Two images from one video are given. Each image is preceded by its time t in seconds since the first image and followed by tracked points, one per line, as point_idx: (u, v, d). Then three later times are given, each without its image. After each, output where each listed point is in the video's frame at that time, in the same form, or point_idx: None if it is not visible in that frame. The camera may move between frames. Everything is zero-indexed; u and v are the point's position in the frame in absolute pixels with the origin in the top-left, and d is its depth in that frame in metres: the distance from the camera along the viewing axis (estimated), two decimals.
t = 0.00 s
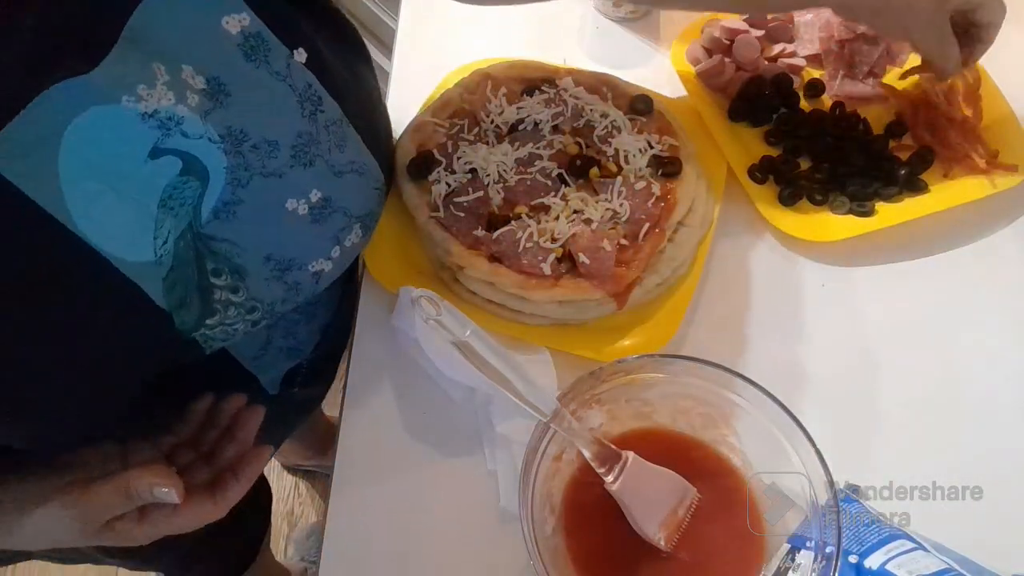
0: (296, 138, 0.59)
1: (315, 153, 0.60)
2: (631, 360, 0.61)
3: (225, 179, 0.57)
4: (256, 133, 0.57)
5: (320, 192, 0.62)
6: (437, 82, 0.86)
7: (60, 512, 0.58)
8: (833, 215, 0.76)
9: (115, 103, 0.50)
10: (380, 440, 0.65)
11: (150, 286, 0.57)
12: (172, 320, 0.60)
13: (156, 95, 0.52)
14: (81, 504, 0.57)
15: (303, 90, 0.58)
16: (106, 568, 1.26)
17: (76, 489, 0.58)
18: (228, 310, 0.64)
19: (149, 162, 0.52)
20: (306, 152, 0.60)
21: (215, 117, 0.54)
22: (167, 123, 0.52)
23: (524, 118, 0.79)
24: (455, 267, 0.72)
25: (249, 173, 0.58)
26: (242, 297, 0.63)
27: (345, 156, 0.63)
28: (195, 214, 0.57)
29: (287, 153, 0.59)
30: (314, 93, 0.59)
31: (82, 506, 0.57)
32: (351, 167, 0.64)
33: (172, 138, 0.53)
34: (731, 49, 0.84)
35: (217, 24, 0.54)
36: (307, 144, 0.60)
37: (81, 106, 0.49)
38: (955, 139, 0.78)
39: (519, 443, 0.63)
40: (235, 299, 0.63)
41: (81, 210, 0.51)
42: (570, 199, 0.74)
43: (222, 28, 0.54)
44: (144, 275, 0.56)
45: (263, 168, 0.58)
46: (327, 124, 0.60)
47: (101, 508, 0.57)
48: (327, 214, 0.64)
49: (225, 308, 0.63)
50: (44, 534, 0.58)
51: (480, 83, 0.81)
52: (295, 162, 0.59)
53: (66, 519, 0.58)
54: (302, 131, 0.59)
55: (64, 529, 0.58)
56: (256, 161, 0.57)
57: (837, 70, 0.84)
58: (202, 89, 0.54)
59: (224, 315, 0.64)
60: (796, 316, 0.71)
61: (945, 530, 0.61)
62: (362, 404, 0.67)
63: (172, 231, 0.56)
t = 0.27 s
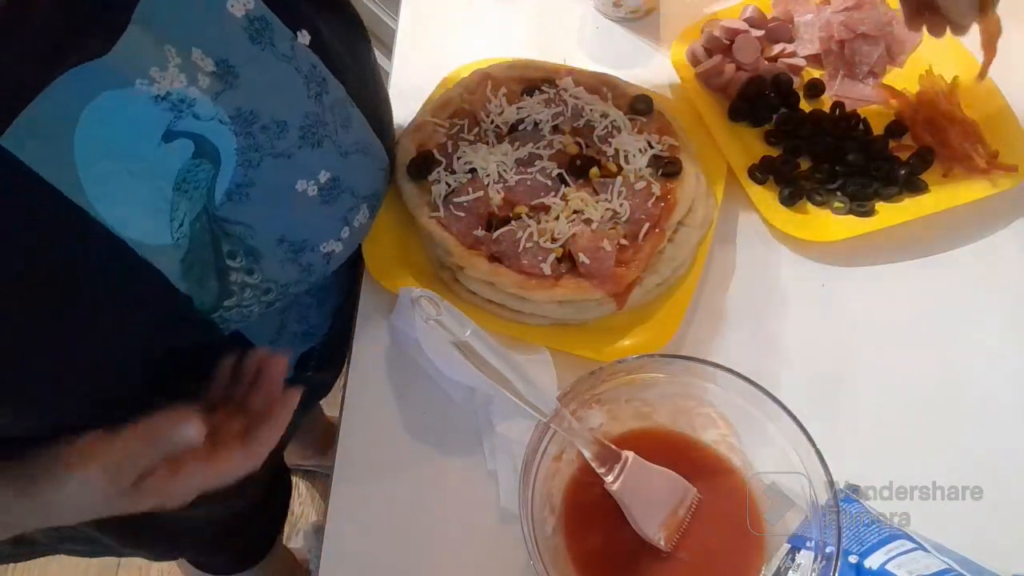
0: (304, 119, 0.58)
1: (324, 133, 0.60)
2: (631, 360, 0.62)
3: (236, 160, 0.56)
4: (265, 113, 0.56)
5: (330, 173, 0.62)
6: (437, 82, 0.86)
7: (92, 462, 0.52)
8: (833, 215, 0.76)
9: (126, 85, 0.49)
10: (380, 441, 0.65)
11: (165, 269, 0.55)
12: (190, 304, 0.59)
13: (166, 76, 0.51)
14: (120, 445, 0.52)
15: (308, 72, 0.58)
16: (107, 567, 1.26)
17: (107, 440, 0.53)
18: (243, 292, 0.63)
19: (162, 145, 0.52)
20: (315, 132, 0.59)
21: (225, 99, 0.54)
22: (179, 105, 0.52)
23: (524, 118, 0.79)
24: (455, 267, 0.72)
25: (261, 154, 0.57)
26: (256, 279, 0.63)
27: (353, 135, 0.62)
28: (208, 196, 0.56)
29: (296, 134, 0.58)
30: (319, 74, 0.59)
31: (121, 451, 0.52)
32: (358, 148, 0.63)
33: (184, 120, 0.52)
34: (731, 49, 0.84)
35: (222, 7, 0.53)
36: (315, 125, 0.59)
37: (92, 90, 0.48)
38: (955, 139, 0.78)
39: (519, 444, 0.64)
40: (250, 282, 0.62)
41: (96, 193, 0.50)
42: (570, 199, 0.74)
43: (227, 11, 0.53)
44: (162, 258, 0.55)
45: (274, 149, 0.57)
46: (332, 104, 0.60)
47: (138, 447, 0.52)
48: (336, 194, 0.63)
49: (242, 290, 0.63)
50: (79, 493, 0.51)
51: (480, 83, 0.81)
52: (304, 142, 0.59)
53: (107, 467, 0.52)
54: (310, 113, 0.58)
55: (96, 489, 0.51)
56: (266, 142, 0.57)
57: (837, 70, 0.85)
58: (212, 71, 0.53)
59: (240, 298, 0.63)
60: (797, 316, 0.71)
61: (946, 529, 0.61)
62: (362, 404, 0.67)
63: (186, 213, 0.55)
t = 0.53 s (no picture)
0: (298, 69, 0.58)
1: (317, 82, 0.60)
2: (631, 360, 0.62)
3: (243, 117, 0.55)
4: (262, 71, 0.56)
5: (330, 122, 0.62)
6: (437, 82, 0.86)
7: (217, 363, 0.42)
8: (833, 215, 0.76)
9: (125, 54, 0.48)
10: (381, 440, 0.65)
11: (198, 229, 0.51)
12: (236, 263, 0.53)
13: (163, 40, 0.50)
14: (249, 313, 0.42)
15: (296, 24, 0.58)
16: (106, 568, 1.25)
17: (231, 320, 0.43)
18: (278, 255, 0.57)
19: (168, 110, 0.50)
20: (309, 83, 0.59)
21: (222, 59, 0.53)
22: (180, 69, 0.51)
23: (524, 117, 0.79)
24: (454, 267, 0.72)
25: (265, 111, 0.56)
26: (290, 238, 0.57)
27: (344, 79, 0.63)
28: (220, 156, 0.54)
29: (294, 86, 0.58)
30: (306, 27, 0.59)
31: (248, 335, 0.42)
32: (350, 97, 0.64)
33: (187, 83, 0.51)
34: (730, 51, 0.85)
35: None
36: (309, 76, 0.59)
37: (94, 64, 0.47)
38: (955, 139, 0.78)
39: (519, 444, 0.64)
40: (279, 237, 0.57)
41: (119, 160, 0.47)
42: (570, 199, 0.74)
43: None
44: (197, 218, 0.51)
45: (277, 105, 0.57)
46: (321, 53, 0.60)
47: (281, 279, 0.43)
48: (339, 142, 0.63)
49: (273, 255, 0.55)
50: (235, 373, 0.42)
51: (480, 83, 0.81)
52: (302, 95, 0.59)
53: (259, 318, 0.42)
54: (303, 65, 0.59)
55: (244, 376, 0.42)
56: (268, 98, 0.56)
57: (837, 70, 0.85)
58: (202, 34, 0.52)
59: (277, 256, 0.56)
60: (797, 316, 0.71)
61: (946, 530, 0.61)
62: (362, 405, 0.67)
63: (203, 174, 0.52)
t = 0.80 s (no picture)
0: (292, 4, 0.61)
1: (315, 14, 0.62)
2: (631, 361, 0.62)
3: (253, 52, 0.57)
4: (265, 4, 0.58)
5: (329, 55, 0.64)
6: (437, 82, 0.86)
7: (286, 248, 0.51)
8: (833, 215, 0.76)
9: None
10: (381, 440, 0.65)
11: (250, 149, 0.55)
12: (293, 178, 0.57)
13: None
14: (335, 201, 0.51)
15: None
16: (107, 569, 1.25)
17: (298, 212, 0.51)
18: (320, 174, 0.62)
19: (190, 48, 0.53)
20: (303, 15, 0.62)
21: None
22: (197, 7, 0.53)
23: (524, 117, 0.79)
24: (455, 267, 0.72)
25: (273, 44, 0.58)
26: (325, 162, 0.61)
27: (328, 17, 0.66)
28: (242, 92, 0.56)
29: (292, 21, 0.60)
30: None
31: (337, 209, 0.51)
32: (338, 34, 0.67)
33: (204, 21, 0.54)
34: (731, 49, 0.85)
35: None
36: (302, 12, 0.62)
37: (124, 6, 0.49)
38: (954, 139, 0.78)
39: (519, 444, 0.64)
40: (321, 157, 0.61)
41: (175, 97, 0.51)
42: (570, 199, 0.74)
43: None
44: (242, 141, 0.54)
45: (281, 39, 0.59)
46: None
47: (360, 196, 0.51)
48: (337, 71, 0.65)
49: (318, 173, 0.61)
50: (302, 259, 0.51)
51: (479, 82, 0.81)
52: (300, 29, 0.61)
53: (314, 232, 0.51)
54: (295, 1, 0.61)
55: (309, 262, 0.51)
56: (272, 31, 0.58)
57: (837, 70, 0.85)
58: None
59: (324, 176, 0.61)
60: (797, 316, 0.71)
61: (946, 530, 0.60)
62: (362, 405, 0.67)
63: (236, 104, 0.55)
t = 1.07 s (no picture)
0: None
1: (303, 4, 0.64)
2: (631, 360, 0.62)
3: (249, 45, 0.58)
4: None
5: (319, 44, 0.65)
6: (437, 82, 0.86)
7: (299, 247, 0.52)
8: (833, 215, 0.76)
9: None
10: (381, 440, 0.65)
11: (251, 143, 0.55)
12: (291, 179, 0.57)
13: None
14: (353, 210, 0.54)
15: None
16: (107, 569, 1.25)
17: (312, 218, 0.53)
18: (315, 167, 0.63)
19: (187, 44, 0.53)
20: (293, 8, 0.63)
21: None
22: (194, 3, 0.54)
23: (524, 117, 0.79)
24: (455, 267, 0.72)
25: (267, 37, 0.59)
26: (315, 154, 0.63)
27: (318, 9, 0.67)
28: (240, 86, 0.57)
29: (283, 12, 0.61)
30: None
31: (353, 220, 0.54)
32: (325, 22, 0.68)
33: (201, 15, 0.54)
34: (732, 49, 0.85)
35: None
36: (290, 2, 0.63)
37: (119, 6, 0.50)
38: (955, 139, 0.78)
39: (519, 443, 0.64)
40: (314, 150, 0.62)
41: (173, 95, 0.51)
42: (570, 199, 0.74)
43: None
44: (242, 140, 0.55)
45: (275, 31, 0.60)
46: None
47: (374, 212, 0.55)
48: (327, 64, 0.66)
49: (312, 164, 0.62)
50: (310, 260, 0.53)
51: (480, 82, 0.81)
52: (291, 19, 0.62)
53: (328, 237, 0.53)
54: None
55: (317, 265, 0.53)
56: (266, 24, 0.59)
57: (837, 70, 0.85)
58: None
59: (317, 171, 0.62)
60: (797, 315, 0.71)
61: (946, 530, 0.60)
62: (362, 405, 0.67)
63: (235, 100, 0.56)
